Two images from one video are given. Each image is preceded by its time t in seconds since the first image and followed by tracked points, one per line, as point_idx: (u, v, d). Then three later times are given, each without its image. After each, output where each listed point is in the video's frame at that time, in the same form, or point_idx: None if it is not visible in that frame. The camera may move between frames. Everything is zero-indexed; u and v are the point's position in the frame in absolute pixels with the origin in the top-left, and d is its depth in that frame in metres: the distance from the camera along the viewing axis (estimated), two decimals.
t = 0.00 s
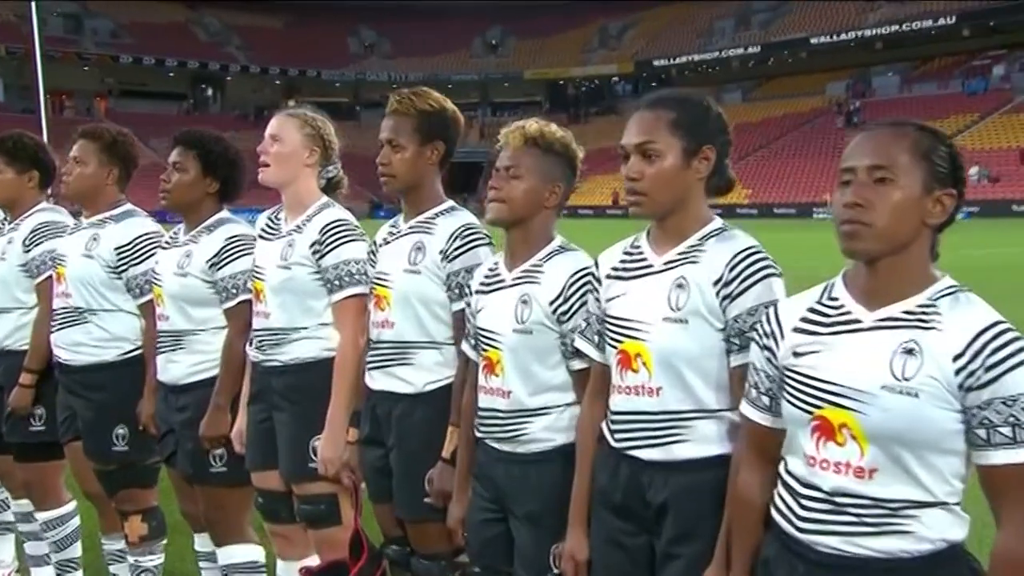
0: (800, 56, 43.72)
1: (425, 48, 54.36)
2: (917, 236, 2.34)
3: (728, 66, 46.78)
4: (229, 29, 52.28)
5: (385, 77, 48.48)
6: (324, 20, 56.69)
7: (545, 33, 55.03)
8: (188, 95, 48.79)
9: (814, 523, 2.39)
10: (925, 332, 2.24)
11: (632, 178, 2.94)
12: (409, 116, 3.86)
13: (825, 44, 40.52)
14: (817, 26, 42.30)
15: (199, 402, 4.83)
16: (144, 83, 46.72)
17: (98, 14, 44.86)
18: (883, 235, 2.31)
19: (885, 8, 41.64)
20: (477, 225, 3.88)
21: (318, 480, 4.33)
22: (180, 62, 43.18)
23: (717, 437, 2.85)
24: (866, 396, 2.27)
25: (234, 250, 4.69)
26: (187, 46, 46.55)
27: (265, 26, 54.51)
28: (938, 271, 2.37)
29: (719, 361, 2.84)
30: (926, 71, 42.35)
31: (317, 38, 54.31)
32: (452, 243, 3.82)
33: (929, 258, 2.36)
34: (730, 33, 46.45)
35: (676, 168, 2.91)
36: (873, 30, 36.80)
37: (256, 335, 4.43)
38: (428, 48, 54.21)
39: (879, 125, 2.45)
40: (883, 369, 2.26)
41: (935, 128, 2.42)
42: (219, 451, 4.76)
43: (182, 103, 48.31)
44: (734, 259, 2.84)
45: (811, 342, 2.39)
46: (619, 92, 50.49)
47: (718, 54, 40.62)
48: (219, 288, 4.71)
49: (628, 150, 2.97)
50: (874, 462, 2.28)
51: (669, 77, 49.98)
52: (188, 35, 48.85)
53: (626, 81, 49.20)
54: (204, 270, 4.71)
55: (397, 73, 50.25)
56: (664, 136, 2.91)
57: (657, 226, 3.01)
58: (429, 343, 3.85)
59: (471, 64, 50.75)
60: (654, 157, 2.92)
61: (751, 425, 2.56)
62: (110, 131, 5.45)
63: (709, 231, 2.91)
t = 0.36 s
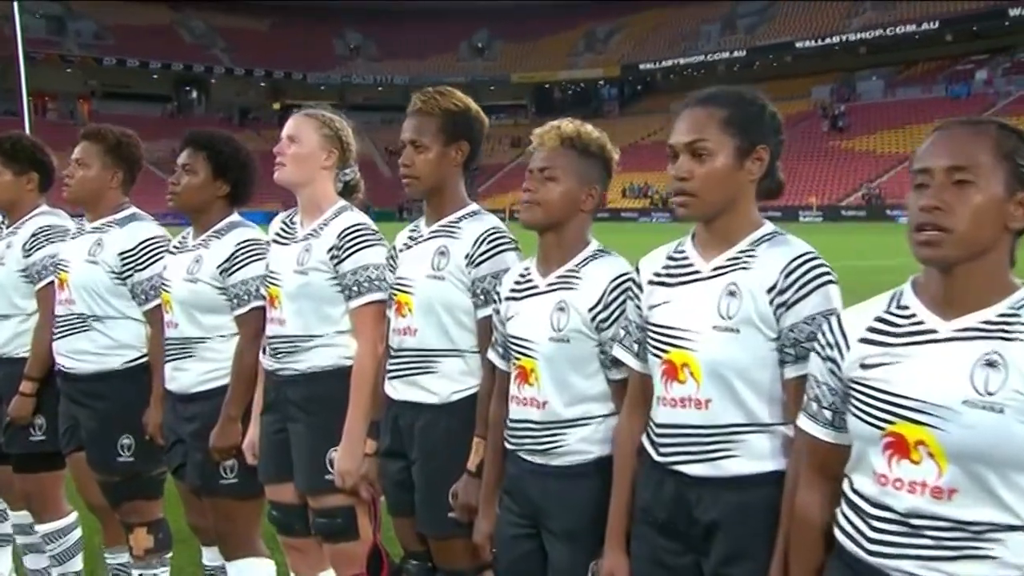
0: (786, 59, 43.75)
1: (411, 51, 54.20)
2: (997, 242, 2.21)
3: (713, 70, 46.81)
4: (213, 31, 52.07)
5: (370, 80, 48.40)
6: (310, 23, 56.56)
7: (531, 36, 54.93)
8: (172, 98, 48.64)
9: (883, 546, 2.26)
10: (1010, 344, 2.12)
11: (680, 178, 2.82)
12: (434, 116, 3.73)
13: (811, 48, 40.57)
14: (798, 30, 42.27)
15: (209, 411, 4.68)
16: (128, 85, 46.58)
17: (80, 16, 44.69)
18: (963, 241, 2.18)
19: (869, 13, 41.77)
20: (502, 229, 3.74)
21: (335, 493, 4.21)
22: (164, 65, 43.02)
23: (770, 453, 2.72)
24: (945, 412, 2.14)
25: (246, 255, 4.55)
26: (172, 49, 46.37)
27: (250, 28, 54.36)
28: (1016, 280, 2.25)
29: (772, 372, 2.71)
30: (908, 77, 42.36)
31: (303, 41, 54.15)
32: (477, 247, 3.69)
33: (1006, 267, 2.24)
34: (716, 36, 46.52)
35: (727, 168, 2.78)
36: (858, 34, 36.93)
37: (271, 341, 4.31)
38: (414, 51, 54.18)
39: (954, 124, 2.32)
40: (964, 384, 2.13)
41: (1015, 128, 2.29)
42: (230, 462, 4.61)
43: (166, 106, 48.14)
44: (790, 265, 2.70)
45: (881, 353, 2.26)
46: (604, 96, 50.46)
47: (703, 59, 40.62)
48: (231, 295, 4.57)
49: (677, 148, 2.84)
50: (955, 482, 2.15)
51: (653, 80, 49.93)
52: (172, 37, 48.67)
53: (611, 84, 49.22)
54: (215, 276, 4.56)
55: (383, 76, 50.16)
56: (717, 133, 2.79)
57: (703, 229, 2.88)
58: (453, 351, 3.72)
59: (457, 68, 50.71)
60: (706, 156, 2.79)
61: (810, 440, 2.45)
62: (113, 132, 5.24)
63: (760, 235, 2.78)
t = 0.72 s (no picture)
0: (777, 62, 43.86)
1: (403, 52, 54.18)
2: None
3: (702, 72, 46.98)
4: (203, 32, 52.07)
5: (360, 82, 48.48)
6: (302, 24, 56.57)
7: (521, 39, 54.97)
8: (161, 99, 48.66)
9: (975, 565, 2.15)
10: None
11: (743, 179, 2.70)
12: (466, 113, 3.61)
13: (799, 51, 40.75)
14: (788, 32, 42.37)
15: (227, 419, 4.55)
16: (116, 86, 46.65)
17: (68, 17, 44.74)
18: None
19: (858, 16, 41.90)
20: (538, 231, 3.62)
21: (360, 504, 4.09)
22: (153, 66, 43.10)
23: (840, 467, 2.62)
24: None
25: (267, 260, 4.46)
26: (161, 51, 46.41)
27: (240, 30, 54.38)
28: None
29: (842, 382, 2.60)
30: (898, 79, 42.39)
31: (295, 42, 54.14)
32: (513, 250, 3.57)
33: None
34: (706, 39, 46.69)
35: (794, 167, 2.67)
36: (847, 37, 37.00)
37: (293, 347, 4.19)
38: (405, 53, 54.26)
39: None
40: None
41: None
42: (249, 472, 4.49)
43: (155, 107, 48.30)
44: (862, 270, 2.59)
45: (968, 364, 2.15)
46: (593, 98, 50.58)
47: (693, 61, 40.73)
48: (251, 298, 4.46)
49: (739, 147, 2.73)
50: None
51: (643, 82, 50.01)
52: (161, 38, 48.67)
53: (601, 86, 49.30)
54: (235, 279, 4.46)
55: (373, 77, 50.23)
56: (782, 132, 2.67)
57: (763, 232, 2.77)
58: (488, 359, 3.60)
59: (447, 70, 50.81)
60: (771, 156, 2.68)
61: (888, 455, 2.33)
62: (126, 132, 5.14)
63: (827, 238, 2.68)
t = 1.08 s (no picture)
0: (766, 63, 43.87)
1: (393, 53, 54.06)
2: None
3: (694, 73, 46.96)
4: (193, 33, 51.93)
5: (351, 83, 48.39)
6: (293, 25, 56.44)
7: (512, 40, 54.90)
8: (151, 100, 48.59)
9: None
10: None
11: (819, 177, 2.57)
12: (505, 111, 3.49)
13: (788, 52, 40.74)
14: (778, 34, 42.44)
15: (249, 427, 4.42)
16: (106, 87, 46.59)
17: (57, 18, 44.68)
18: None
19: (848, 18, 41.90)
20: (580, 235, 3.52)
21: (391, 516, 3.97)
22: (142, 68, 43.08)
23: (923, 483, 2.50)
24: None
25: (291, 263, 4.34)
26: (150, 52, 46.34)
27: (230, 31, 54.25)
28: None
29: (924, 395, 2.48)
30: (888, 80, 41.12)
31: (285, 42, 53.99)
32: (555, 254, 3.47)
33: None
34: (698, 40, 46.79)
35: (873, 165, 2.54)
36: (837, 39, 36.84)
37: (320, 352, 4.07)
38: (397, 53, 54.21)
39: None
40: None
41: None
42: (272, 482, 4.37)
43: (144, 109, 48.26)
44: (948, 275, 2.46)
45: None
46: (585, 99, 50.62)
47: (684, 63, 40.70)
48: (275, 303, 4.34)
49: (814, 145, 2.60)
50: None
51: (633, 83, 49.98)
52: (151, 39, 48.57)
53: (592, 87, 49.27)
54: (258, 283, 4.34)
55: (363, 78, 50.13)
56: (861, 128, 2.54)
57: (837, 235, 2.64)
58: (529, 366, 3.48)
59: (438, 71, 50.76)
60: (847, 155, 2.55)
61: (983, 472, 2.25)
62: (143, 132, 5.02)
63: (908, 239, 2.55)
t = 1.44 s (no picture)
0: (758, 66, 43.94)
1: (385, 55, 53.99)
2: None
3: (685, 76, 46.96)
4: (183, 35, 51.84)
5: (343, 86, 48.37)
6: (285, 28, 56.35)
7: (503, 42, 54.85)
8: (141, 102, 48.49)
9: None
10: None
11: (907, 177, 2.47)
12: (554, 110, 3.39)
13: (780, 54, 40.81)
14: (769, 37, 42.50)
15: (278, 435, 4.30)
16: (95, 89, 46.49)
17: (46, 20, 44.59)
18: None
19: (839, 21, 41.94)
20: (630, 238, 3.40)
21: (428, 528, 3.84)
22: (133, 70, 43.05)
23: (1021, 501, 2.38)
24: None
25: (321, 266, 4.23)
26: (140, 54, 46.31)
27: (221, 33, 54.19)
28: None
29: None
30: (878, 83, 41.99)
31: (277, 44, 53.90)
32: (604, 258, 3.35)
33: None
34: (689, 43, 46.81)
35: (968, 164, 2.43)
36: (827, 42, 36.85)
37: (354, 360, 3.96)
38: (389, 56, 54.16)
39: None
40: None
41: None
42: (302, 492, 4.24)
43: (135, 111, 48.19)
44: None
45: None
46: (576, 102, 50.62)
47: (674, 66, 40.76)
48: (304, 307, 4.23)
49: (903, 142, 2.51)
50: None
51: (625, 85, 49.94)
52: (142, 41, 48.48)
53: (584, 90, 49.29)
54: (288, 288, 4.23)
55: (355, 81, 50.06)
56: (956, 124, 2.45)
57: (922, 236, 2.52)
58: (576, 374, 3.36)
59: (430, 73, 50.73)
60: (940, 153, 2.45)
61: None
62: (166, 133, 4.94)
63: (1004, 243, 2.44)
